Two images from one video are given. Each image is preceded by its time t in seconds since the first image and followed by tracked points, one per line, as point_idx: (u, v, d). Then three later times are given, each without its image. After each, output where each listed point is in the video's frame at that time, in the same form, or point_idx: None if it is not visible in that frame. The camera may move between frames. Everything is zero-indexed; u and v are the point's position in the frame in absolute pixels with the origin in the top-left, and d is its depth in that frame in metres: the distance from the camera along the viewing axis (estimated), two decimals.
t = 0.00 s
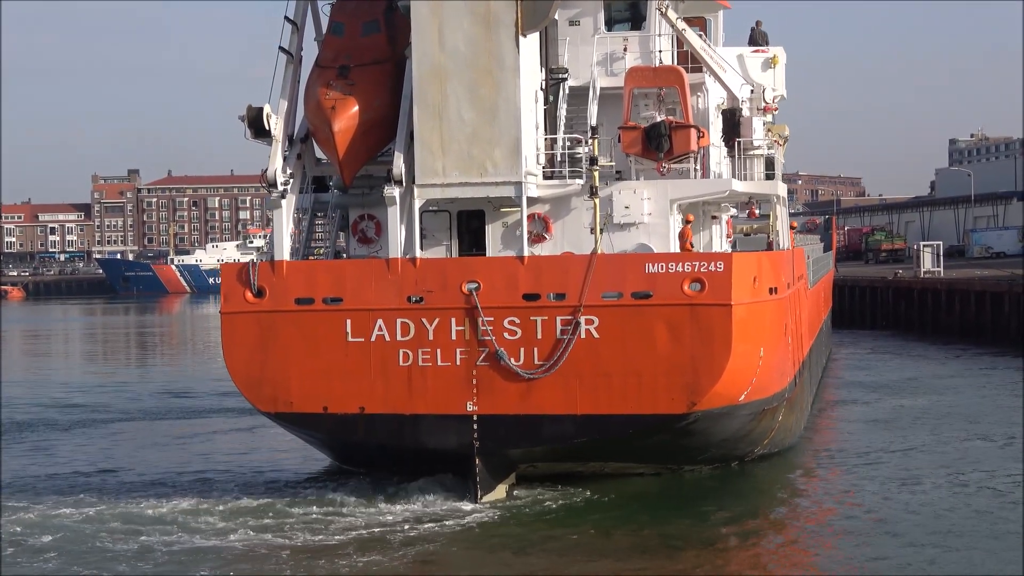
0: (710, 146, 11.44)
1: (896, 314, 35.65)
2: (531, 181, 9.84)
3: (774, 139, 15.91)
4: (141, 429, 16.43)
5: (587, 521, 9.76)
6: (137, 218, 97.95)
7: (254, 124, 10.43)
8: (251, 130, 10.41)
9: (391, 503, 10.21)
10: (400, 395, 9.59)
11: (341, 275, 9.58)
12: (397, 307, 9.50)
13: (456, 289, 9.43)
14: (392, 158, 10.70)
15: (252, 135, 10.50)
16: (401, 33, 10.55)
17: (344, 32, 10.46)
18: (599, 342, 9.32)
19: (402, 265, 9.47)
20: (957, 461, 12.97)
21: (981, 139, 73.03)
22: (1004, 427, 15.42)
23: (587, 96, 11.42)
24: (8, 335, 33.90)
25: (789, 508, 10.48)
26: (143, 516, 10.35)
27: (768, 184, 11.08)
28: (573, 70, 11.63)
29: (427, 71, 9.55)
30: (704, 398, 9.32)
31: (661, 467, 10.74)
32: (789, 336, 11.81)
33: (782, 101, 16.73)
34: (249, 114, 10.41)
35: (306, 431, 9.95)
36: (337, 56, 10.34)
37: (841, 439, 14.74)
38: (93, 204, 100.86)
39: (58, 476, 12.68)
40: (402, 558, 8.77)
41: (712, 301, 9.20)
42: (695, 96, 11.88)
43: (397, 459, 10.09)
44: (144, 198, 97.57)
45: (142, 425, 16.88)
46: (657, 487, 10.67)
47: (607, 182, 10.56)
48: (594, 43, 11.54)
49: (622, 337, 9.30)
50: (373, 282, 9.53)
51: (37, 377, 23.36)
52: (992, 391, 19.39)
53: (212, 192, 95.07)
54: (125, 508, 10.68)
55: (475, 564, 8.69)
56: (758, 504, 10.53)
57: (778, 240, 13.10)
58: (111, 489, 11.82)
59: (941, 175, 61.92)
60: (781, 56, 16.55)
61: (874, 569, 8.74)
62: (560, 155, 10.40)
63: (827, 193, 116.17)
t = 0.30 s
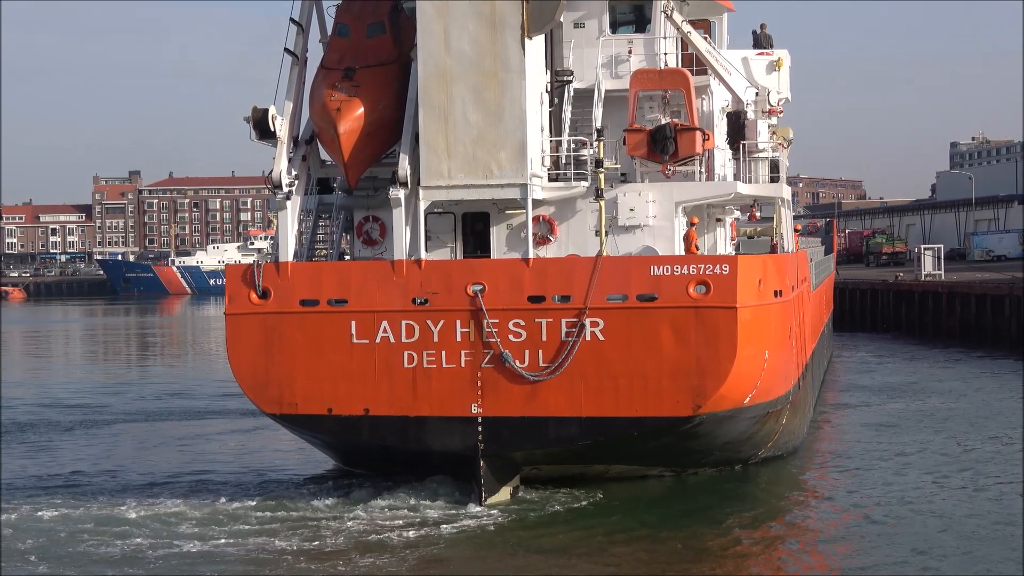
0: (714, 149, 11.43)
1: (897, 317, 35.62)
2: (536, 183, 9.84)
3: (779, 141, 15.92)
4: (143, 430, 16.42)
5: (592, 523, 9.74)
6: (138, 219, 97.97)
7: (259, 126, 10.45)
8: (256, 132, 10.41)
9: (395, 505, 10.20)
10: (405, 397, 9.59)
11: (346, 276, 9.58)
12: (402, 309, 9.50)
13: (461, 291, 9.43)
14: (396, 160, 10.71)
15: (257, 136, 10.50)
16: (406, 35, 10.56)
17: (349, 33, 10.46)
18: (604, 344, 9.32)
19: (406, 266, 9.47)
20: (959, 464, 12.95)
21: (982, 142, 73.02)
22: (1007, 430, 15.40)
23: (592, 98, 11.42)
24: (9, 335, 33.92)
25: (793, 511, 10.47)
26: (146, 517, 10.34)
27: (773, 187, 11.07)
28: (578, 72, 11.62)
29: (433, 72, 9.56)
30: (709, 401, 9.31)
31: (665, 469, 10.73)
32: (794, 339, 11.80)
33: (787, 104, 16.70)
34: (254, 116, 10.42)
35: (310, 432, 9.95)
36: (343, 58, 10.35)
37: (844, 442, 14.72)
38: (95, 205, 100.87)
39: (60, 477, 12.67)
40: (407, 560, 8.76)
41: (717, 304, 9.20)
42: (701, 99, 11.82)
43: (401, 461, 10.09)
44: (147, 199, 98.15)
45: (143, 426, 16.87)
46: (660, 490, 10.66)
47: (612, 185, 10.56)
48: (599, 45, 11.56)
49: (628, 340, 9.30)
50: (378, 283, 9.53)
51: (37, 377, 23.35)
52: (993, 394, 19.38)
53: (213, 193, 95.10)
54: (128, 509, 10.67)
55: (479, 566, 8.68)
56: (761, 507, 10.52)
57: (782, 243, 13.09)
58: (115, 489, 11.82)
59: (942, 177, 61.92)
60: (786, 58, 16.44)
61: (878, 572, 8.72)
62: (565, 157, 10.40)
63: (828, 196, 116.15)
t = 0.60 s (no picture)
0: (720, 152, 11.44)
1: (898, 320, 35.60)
2: (542, 186, 9.85)
3: (784, 145, 15.94)
4: (145, 431, 16.41)
5: (597, 526, 9.73)
6: (140, 221, 98.06)
7: (266, 127, 10.44)
8: (262, 133, 10.40)
9: (400, 506, 10.20)
10: (411, 399, 9.58)
11: (353, 278, 9.57)
12: (408, 311, 9.49)
13: (467, 294, 9.43)
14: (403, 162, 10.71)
15: (264, 138, 10.49)
16: (413, 38, 10.56)
17: (356, 35, 10.46)
18: (610, 347, 9.31)
19: (413, 269, 9.47)
20: (963, 467, 12.92)
21: (984, 145, 73.01)
22: (1010, 434, 15.38)
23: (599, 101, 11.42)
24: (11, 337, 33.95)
25: (798, 514, 10.45)
26: (151, 519, 10.34)
27: (779, 191, 11.05)
28: (584, 74, 11.64)
29: (440, 75, 9.56)
30: (715, 405, 9.30)
31: (670, 472, 10.72)
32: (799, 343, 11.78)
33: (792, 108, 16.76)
34: (261, 117, 10.42)
35: (316, 434, 9.94)
36: (349, 60, 10.35)
37: (848, 445, 14.70)
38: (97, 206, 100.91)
39: (65, 478, 12.66)
40: (411, 563, 8.76)
41: (723, 307, 9.18)
42: (706, 102, 11.89)
43: (407, 463, 10.08)
44: (149, 201, 98.14)
45: (146, 427, 16.87)
46: (665, 492, 10.65)
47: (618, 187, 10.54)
48: (605, 48, 11.56)
49: (634, 343, 9.29)
50: (384, 286, 9.53)
51: (39, 378, 23.35)
52: (996, 398, 19.36)
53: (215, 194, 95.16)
54: (132, 511, 10.65)
55: (484, 569, 8.66)
56: (766, 510, 10.51)
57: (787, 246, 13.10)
58: (119, 491, 11.80)
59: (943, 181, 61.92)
60: (791, 62, 16.58)
61: None
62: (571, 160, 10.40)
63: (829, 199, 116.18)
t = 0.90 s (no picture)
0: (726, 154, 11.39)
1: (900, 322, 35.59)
2: (547, 188, 9.84)
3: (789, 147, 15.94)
4: (148, 433, 16.41)
5: (601, 528, 9.72)
6: (141, 222, 98.12)
7: (270, 129, 10.42)
8: (267, 135, 10.38)
9: (404, 508, 10.19)
10: (416, 401, 9.57)
11: (358, 280, 9.57)
12: (413, 313, 9.49)
13: (472, 295, 9.43)
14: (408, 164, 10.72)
15: (269, 140, 10.47)
16: (418, 40, 10.57)
17: (361, 37, 10.48)
18: (615, 349, 9.30)
19: (418, 271, 9.47)
20: (967, 470, 12.91)
21: (985, 148, 72.98)
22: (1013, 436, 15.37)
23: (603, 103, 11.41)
24: (12, 339, 33.97)
25: (802, 516, 10.44)
26: (155, 521, 10.34)
27: (784, 194, 11.03)
28: (589, 76, 11.65)
29: (445, 77, 9.56)
30: (721, 407, 9.29)
31: (675, 474, 10.71)
32: (804, 346, 11.76)
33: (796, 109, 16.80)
34: (265, 119, 10.39)
35: (320, 436, 9.93)
36: (354, 62, 10.37)
37: (851, 448, 14.69)
38: (98, 208, 100.97)
39: (68, 480, 12.67)
40: (415, 565, 8.74)
41: (729, 309, 9.18)
42: (712, 104, 11.81)
43: (412, 466, 10.07)
44: (150, 203, 98.20)
45: (148, 429, 16.87)
46: (670, 494, 10.63)
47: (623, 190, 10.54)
48: (610, 50, 11.57)
49: (639, 345, 9.28)
50: (389, 288, 9.53)
51: (40, 380, 23.35)
52: (998, 400, 19.35)
53: (217, 196, 95.21)
54: (136, 513, 10.66)
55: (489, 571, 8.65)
56: (771, 512, 10.50)
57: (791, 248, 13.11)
58: (123, 493, 11.81)
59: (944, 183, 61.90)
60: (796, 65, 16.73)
61: None
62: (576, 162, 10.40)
63: (830, 201, 116.17)
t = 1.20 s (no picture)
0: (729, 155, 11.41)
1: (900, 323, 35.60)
2: (551, 190, 9.85)
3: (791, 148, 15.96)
4: (150, 435, 16.42)
5: (605, 530, 9.72)
6: (141, 224, 98.15)
7: (274, 131, 10.40)
8: (271, 137, 10.35)
9: (408, 510, 10.19)
10: (420, 403, 9.57)
11: (362, 282, 9.57)
12: (417, 315, 9.49)
13: (476, 297, 9.43)
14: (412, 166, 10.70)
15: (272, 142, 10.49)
16: (422, 42, 10.56)
17: (365, 39, 10.48)
18: (619, 351, 9.30)
19: (422, 273, 9.47)
20: (969, 471, 12.89)
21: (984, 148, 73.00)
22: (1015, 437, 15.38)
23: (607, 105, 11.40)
24: (12, 341, 33.97)
25: (806, 517, 10.44)
26: (159, 523, 10.34)
27: (787, 195, 11.03)
28: (593, 78, 11.73)
29: (449, 79, 9.56)
30: (725, 408, 9.28)
31: (679, 476, 10.70)
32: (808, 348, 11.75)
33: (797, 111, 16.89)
34: (268, 121, 10.34)
35: (325, 438, 9.93)
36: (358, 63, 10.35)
37: (854, 449, 14.70)
38: (98, 210, 101.00)
39: (71, 483, 12.66)
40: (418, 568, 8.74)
41: (733, 311, 9.17)
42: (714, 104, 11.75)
43: (416, 467, 10.07)
44: (150, 205, 98.23)
45: (150, 431, 16.87)
46: (674, 496, 10.63)
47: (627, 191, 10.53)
48: (613, 52, 11.66)
49: (644, 346, 9.28)
50: (393, 290, 9.52)
51: (40, 382, 23.36)
52: (999, 401, 19.34)
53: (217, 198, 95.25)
54: (140, 515, 10.66)
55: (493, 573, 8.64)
56: (775, 513, 10.49)
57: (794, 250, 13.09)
58: (126, 495, 11.81)
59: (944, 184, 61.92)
60: (797, 66, 16.84)
61: None
62: (580, 164, 10.45)
63: (830, 202, 116.18)
